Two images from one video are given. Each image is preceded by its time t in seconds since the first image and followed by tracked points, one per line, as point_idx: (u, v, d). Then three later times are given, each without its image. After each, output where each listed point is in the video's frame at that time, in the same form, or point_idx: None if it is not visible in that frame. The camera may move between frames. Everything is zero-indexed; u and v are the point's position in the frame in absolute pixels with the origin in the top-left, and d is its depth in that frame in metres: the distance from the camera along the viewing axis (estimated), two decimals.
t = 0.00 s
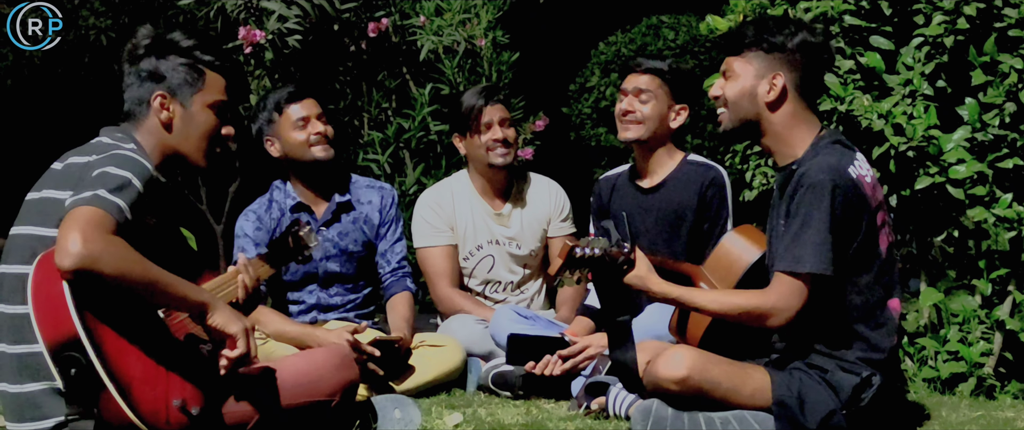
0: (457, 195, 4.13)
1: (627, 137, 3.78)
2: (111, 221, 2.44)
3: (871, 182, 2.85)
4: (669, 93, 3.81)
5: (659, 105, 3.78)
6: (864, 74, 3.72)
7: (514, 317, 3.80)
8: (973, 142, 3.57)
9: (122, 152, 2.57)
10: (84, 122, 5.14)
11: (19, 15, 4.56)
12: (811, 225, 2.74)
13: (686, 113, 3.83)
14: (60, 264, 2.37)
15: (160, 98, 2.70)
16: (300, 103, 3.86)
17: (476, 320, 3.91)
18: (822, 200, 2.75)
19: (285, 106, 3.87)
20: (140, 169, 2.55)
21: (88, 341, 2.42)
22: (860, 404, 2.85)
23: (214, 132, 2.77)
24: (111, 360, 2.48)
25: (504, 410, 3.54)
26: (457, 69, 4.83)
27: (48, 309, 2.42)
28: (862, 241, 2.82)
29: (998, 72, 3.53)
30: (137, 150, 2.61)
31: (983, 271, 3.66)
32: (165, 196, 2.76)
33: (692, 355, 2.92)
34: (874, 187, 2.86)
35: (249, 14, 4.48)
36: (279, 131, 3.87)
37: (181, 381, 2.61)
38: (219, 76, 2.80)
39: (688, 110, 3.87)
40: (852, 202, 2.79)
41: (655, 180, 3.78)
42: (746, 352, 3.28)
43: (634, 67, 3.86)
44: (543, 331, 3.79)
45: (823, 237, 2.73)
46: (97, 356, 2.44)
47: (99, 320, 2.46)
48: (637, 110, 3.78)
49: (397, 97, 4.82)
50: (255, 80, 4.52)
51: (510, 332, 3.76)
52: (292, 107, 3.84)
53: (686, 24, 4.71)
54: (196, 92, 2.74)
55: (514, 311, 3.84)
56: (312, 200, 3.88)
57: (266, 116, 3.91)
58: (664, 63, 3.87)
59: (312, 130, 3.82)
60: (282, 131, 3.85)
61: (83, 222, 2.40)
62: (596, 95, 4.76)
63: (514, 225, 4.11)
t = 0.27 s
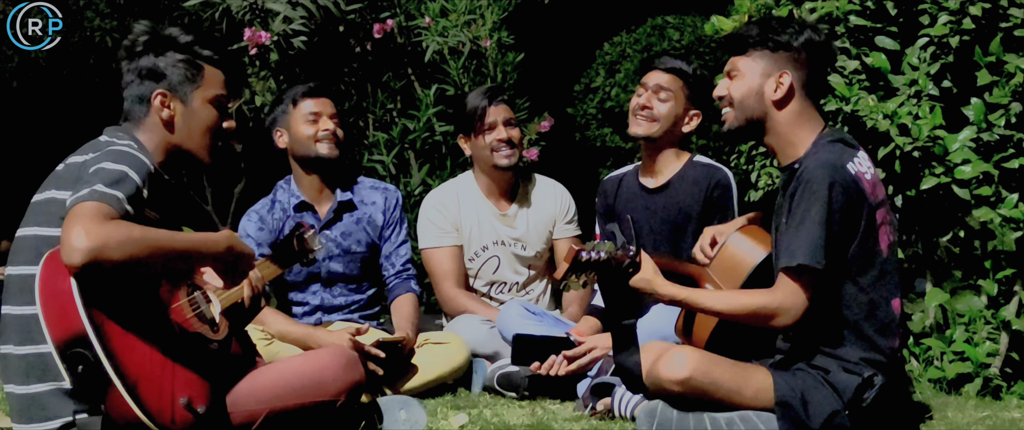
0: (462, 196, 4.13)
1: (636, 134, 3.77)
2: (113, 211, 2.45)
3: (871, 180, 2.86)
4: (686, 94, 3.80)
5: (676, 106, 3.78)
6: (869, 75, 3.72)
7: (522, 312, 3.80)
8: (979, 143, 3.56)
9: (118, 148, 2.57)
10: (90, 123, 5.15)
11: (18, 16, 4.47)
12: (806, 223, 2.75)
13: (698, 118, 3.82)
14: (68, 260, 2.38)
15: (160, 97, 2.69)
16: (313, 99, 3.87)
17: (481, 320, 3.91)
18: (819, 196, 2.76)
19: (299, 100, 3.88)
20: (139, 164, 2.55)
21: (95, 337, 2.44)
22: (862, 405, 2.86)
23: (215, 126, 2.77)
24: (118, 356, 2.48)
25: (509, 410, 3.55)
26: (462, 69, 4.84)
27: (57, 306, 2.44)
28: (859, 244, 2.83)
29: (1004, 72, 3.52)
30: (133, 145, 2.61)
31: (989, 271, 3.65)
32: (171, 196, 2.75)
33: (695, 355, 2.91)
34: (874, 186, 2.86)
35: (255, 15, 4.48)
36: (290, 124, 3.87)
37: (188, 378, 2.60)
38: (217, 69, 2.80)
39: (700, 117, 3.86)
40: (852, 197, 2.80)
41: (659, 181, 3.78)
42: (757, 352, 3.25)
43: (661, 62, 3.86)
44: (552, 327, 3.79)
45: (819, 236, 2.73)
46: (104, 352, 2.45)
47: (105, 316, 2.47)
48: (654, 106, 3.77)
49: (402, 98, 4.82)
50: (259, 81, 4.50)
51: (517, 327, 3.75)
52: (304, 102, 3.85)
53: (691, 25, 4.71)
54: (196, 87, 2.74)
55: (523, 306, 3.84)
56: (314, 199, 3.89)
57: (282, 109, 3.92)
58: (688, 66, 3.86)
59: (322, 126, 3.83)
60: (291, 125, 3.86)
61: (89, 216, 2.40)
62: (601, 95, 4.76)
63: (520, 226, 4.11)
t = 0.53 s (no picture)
0: (468, 196, 4.14)
1: (642, 141, 3.76)
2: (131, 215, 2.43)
3: (890, 167, 2.89)
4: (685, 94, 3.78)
5: (676, 106, 3.76)
6: (875, 74, 3.72)
7: (526, 318, 3.80)
8: (985, 142, 3.56)
9: (125, 148, 2.55)
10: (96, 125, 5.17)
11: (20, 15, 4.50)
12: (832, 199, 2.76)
13: (698, 117, 3.80)
14: (85, 263, 2.37)
15: (165, 100, 2.70)
16: (324, 95, 3.88)
17: (487, 321, 3.91)
18: (843, 175, 2.78)
19: (309, 95, 3.90)
20: (147, 165, 2.54)
21: (103, 335, 2.44)
22: (870, 405, 2.87)
23: (221, 127, 2.78)
24: (127, 355, 2.48)
25: (515, 411, 3.54)
26: (467, 70, 4.83)
27: (66, 305, 2.44)
28: (876, 228, 2.85)
29: (1009, 72, 3.52)
30: (140, 146, 2.60)
31: (995, 271, 3.64)
32: (180, 197, 2.76)
33: (704, 356, 2.92)
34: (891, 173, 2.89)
35: (260, 17, 4.49)
36: (300, 119, 3.89)
37: (196, 378, 2.60)
38: (220, 71, 2.80)
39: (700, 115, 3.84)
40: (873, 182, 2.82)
41: (663, 183, 3.77)
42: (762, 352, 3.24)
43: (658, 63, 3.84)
44: (555, 332, 3.80)
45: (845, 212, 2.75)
46: (113, 350, 2.46)
47: (114, 314, 2.47)
48: (656, 108, 3.76)
49: (407, 98, 4.83)
50: (264, 83, 4.55)
51: (521, 333, 3.75)
52: (314, 97, 3.87)
53: (696, 25, 4.71)
54: (200, 89, 2.74)
55: (526, 312, 3.84)
56: (322, 195, 3.87)
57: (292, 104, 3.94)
58: (686, 66, 3.85)
59: (332, 120, 3.84)
60: (301, 120, 3.87)
61: (107, 218, 2.38)
62: (606, 95, 4.76)
63: (526, 227, 4.11)
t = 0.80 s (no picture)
0: (473, 196, 4.14)
1: (641, 139, 3.78)
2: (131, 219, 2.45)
3: (896, 167, 2.89)
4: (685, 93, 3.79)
5: (675, 104, 3.76)
6: (880, 74, 3.71)
7: (533, 315, 3.80)
8: (990, 142, 3.54)
9: (128, 151, 2.56)
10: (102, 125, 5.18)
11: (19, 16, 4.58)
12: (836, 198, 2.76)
13: (700, 114, 3.80)
14: (82, 264, 2.38)
15: (171, 101, 2.70)
16: (322, 100, 3.89)
17: (492, 321, 3.92)
18: (851, 172, 2.78)
19: (309, 102, 3.90)
20: (149, 167, 2.53)
21: (107, 341, 2.44)
22: (876, 405, 2.86)
23: (228, 126, 2.78)
24: (131, 361, 2.48)
25: (520, 411, 3.54)
26: (472, 71, 4.81)
27: (70, 310, 2.44)
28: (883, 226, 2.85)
29: (1014, 72, 3.50)
30: (145, 148, 2.60)
31: (1000, 271, 3.62)
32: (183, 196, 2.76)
33: (709, 355, 2.91)
34: (898, 173, 2.89)
35: (265, 17, 4.51)
36: (302, 126, 3.89)
37: (200, 380, 2.61)
38: (223, 70, 2.79)
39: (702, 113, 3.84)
40: (881, 182, 2.82)
41: (665, 183, 3.77)
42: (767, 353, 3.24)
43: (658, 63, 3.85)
44: (561, 328, 3.81)
45: (850, 213, 2.75)
46: (118, 356, 2.46)
47: (117, 320, 2.48)
48: (653, 107, 3.77)
49: (412, 99, 4.83)
50: (269, 84, 4.54)
51: (528, 329, 3.76)
52: (315, 103, 3.88)
53: (701, 25, 4.71)
54: (205, 89, 2.74)
55: (533, 308, 3.84)
56: (327, 200, 3.88)
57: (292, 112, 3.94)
58: (685, 64, 3.84)
59: (336, 127, 3.84)
60: (304, 127, 3.88)
61: (106, 221, 2.40)
62: (611, 96, 4.76)
63: (531, 227, 4.12)
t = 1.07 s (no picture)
0: (476, 197, 4.14)
1: (643, 146, 3.77)
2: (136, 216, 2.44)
3: (892, 170, 2.88)
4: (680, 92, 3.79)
5: (673, 107, 3.76)
6: (882, 74, 3.71)
7: (534, 317, 3.81)
8: (993, 141, 3.54)
9: (135, 149, 2.57)
10: (104, 125, 5.19)
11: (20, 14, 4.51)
12: (834, 203, 2.75)
13: (698, 112, 3.82)
14: (86, 261, 2.36)
15: (172, 103, 2.70)
16: (314, 104, 3.87)
17: (495, 321, 3.92)
18: (845, 181, 2.77)
19: (301, 107, 3.88)
20: (155, 165, 2.54)
21: (108, 339, 2.43)
22: (877, 405, 2.83)
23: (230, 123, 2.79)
24: (133, 361, 2.49)
25: (522, 411, 3.54)
26: (475, 71, 4.82)
27: (71, 308, 2.43)
28: (882, 230, 2.85)
29: (1018, 71, 3.49)
30: (151, 147, 2.61)
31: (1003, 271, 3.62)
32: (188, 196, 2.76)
33: (709, 355, 2.91)
34: (896, 176, 2.89)
35: (268, 18, 4.50)
36: (297, 133, 3.88)
37: (202, 381, 2.61)
38: (222, 67, 2.80)
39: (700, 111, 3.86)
40: (874, 188, 2.81)
41: (671, 182, 3.77)
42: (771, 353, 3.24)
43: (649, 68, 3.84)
44: (563, 330, 3.82)
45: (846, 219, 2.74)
46: (120, 356, 2.46)
47: (119, 317, 2.47)
48: (650, 113, 3.76)
49: (414, 99, 4.82)
50: (272, 83, 4.53)
51: (529, 332, 3.77)
52: (308, 108, 3.86)
53: (704, 25, 4.71)
54: (205, 88, 2.74)
55: (534, 311, 3.84)
56: (327, 203, 3.89)
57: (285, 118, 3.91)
58: (677, 63, 3.84)
59: (331, 131, 3.84)
60: (300, 133, 3.87)
61: (110, 218, 2.39)
62: (614, 96, 4.76)
63: (534, 227, 4.12)
